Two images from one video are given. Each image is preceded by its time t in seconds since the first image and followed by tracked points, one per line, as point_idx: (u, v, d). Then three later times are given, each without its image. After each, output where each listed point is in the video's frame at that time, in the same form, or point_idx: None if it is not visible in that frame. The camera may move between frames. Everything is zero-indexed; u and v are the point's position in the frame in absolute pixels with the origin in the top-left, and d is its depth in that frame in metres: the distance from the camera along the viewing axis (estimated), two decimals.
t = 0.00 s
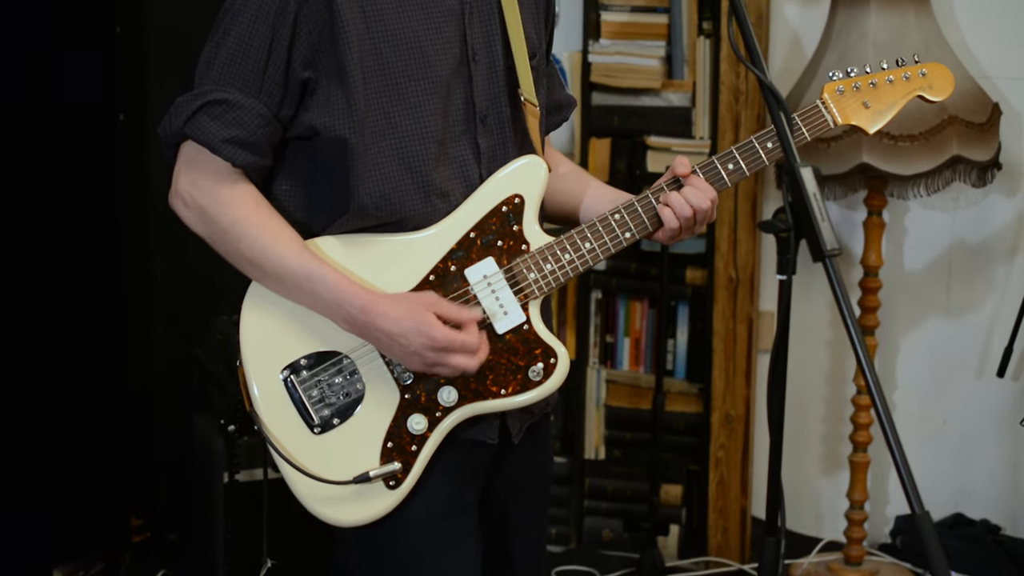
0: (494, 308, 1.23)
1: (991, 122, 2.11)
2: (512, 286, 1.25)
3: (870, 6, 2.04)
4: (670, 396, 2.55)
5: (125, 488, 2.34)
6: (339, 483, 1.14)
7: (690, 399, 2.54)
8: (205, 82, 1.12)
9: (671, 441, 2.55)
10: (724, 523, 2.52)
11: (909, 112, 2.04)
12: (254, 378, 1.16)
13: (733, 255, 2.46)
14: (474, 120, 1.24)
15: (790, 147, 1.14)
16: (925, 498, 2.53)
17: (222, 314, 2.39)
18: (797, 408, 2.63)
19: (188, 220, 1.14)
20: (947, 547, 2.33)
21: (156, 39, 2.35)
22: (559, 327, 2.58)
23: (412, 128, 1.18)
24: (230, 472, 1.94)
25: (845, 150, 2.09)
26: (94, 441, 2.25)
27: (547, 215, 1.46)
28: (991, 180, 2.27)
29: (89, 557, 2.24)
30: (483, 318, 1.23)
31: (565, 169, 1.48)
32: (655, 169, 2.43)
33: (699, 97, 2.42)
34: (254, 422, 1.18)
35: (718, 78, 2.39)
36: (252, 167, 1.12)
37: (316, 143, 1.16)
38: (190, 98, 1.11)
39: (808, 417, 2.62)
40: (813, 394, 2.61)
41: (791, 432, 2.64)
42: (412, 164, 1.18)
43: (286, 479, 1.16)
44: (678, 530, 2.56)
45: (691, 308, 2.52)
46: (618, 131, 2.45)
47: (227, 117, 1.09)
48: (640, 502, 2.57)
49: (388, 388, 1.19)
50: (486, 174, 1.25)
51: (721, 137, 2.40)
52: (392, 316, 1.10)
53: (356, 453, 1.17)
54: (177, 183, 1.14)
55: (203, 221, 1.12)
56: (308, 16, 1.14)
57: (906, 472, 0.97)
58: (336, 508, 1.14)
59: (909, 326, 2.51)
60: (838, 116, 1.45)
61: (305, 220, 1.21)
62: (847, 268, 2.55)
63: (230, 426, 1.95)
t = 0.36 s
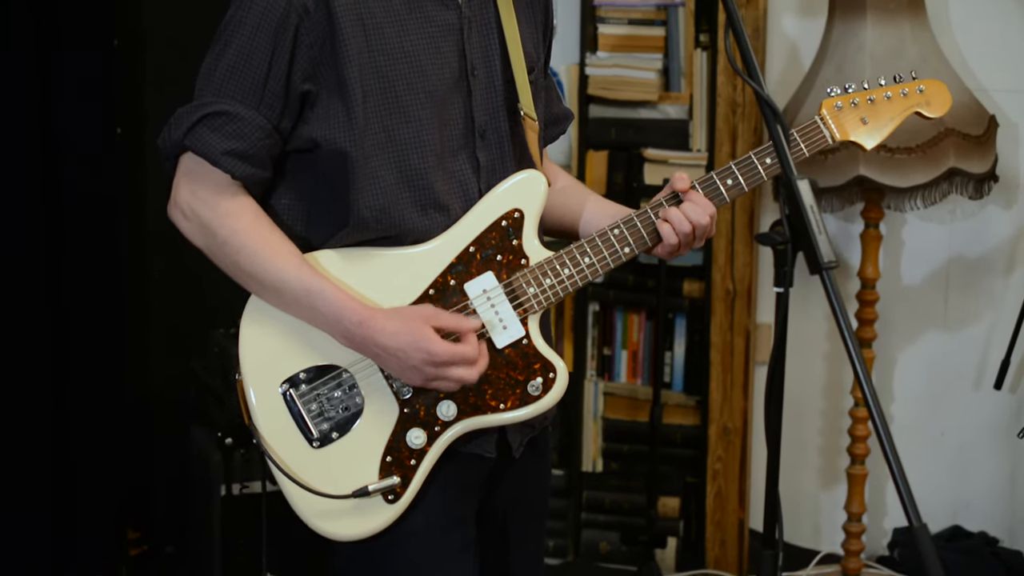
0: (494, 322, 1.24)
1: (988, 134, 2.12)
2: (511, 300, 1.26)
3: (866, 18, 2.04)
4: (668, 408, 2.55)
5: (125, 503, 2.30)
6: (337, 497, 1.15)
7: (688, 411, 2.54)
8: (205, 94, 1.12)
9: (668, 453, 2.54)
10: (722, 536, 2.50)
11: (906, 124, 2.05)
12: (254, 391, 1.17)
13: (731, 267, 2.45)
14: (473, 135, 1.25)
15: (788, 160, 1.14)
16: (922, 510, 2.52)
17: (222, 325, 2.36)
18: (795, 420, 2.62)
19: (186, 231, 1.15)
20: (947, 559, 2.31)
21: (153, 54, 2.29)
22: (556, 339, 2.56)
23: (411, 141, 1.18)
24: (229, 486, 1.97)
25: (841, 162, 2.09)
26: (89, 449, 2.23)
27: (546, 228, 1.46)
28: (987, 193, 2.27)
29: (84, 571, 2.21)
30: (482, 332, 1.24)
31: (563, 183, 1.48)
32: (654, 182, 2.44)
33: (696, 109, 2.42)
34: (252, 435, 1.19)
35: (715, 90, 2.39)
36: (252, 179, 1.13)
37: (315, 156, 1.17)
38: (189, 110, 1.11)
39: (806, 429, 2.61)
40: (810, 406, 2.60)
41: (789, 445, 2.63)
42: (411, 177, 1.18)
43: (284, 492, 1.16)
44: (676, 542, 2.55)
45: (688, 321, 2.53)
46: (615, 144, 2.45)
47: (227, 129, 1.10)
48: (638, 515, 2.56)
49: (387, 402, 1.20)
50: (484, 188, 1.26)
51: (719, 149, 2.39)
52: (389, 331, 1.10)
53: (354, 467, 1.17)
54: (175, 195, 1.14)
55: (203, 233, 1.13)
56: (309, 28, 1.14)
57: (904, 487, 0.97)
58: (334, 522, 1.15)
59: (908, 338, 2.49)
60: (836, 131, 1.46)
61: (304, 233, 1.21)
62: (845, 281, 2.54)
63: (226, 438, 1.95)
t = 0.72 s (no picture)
0: (495, 338, 1.25)
1: (985, 148, 2.12)
2: (512, 317, 1.26)
3: (864, 33, 2.05)
4: (665, 423, 2.53)
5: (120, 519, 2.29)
6: (338, 513, 1.17)
7: (685, 426, 2.53)
8: (204, 109, 1.14)
9: (664, 467, 2.53)
10: (720, 550, 2.53)
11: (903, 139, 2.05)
12: (255, 408, 1.18)
13: (729, 281, 2.46)
14: (473, 153, 1.26)
15: (784, 172, 1.14)
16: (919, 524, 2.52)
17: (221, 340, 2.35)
18: (793, 434, 2.61)
19: (185, 244, 1.16)
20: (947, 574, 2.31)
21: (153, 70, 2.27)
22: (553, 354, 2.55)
23: (410, 159, 1.20)
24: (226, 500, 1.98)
25: (839, 176, 2.09)
26: (89, 466, 2.20)
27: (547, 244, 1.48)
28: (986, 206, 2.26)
29: None
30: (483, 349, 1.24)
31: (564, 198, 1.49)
32: (650, 197, 2.43)
33: (693, 123, 2.42)
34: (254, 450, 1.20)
35: (713, 104, 2.39)
36: (250, 194, 1.14)
37: (315, 172, 1.18)
38: (188, 124, 1.12)
39: (804, 443, 2.61)
40: (808, 420, 2.60)
41: (787, 460, 2.62)
42: (410, 196, 1.20)
43: (284, 507, 1.18)
44: (674, 557, 2.55)
45: (686, 335, 2.51)
46: (613, 158, 2.45)
47: (225, 145, 1.11)
48: (637, 529, 2.55)
49: (388, 418, 1.21)
50: (484, 206, 1.27)
51: (716, 163, 2.41)
52: (387, 345, 1.12)
53: (355, 483, 1.18)
54: (174, 209, 1.16)
55: (201, 246, 1.14)
56: (311, 46, 1.14)
57: (903, 501, 0.99)
58: (334, 537, 1.16)
59: (908, 352, 2.49)
60: (835, 148, 1.47)
61: (305, 247, 1.23)
62: (843, 295, 2.54)
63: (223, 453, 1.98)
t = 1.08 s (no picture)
0: (499, 350, 1.26)
1: (983, 160, 2.13)
2: (515, 328, 1.27)
3: (862, 45, 2.06)
4: (664, 434, 2.53)
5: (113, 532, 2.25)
6: (342, 523, 1.17)
7: (684, 437, 2.52)
8: (213, 121, 1.14)
9: (662, 479, 2.52)
10: (719, 561, 2.51)
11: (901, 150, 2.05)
12: (259, 418, 1.18)
13: (727, 293, 2.45)
14: (476, 164, 1.27)
15: (781, 181, 1.15)
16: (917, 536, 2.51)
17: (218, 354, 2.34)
18: (790, 446, 2.61)
19: (193, 256, 1.16)
20: None
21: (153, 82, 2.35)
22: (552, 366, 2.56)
23: (416, 171, 1.21)
24: (225, 512, 2.04)
25: (838, 188, 2.09)
26: (89, 475, 2.16)
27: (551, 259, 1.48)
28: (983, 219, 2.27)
29: None
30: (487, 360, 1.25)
31: (568, 211, 1.50)
32: (649, 208, 2.44)
33: (692, 134, 2.42)
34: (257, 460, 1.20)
35: (711, 116, 2.40)
36: (257, 206, 1.14)
37: (320, 183, 1.18)
38: (197, 136, 1.13)
39: (802, 454, 2.61)
40: (806, 432, 2.59)
41: (785, 471, 2.62)
42: (415, 207, 1.21)
43: (288, 516, 1.17)
44: (672, 568, 2.55)
45: (684, 346, 2.51)
46: (611, 170, 2.46)
47: (233, 156, 1.12)
48: (636, 540, 2.54)
49: (393, 428, 1.21)
50: (487, 219, 1.28)
51: (715, 175, 2.40)
52: (396, 351, 1.12)
53: (359, 492, 1.19)
54: (183, 221, 1.16)
55: (210, 257, 1.14)
56: (318, 58, 1.15)
57: (900, 512, 0.99)
58: (338, 547, 1.16)
59: (907, 363, 2.50)
60: (840, 163, 1.48)
61: (310, 258, 1.22)
62: (841, 307, 2.54)
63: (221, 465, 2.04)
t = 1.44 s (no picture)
0: (502, 359, 1.29)
1: (981, 169, 2.14)
2: (518, 338, 1.30)
3: (859, 56, 2.07)
4: (663, 445, 2.52)
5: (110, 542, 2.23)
6: (344, 532, 1.19)
7: (683, 448, 2.52)
8: (218, 132, 1.18)
9: (660, 489, 2.52)
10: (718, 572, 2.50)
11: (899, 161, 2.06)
12: (263, 428, 1.20)
13: (726, 303, 2.44)
14: (482, 174, 1.30)
15: (779, 194, 1.15)
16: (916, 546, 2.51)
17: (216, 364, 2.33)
18: (789, 456, 2.60)
19: (199, 264, 1.20)
20: None
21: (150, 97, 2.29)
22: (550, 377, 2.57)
23: (419, 181, 1.24)
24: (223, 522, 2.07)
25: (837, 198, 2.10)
26: (88, 480, 2.16)
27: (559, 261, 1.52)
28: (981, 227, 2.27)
29: None
30: (491, 369, 1.28)
31: (574, 219, 1.53)
32: (648, 219, 2.44)
33: (691, 145, 2.43)
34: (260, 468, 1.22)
35: (709, 126, 2.39)
36: (263, 217, 1.18)
37: (325, 193, 1.22)
38: (203, 148, 1.17)
39: (801, 464, 2.60)
40: (805, 442, 2.59)
41: (785, 482, 2.61)
42: (418, 216, 1.24)
43: (291, 525, 1.20)
44: None
45: (682, 356, 2.51)
46: (610, 180, 2.46)
47: (238, 167, 1.16)
48: (635, 551, 2.53)
49: (395, 438, 1.24)
50: (492, 228, 1.31)
51: (713, 185, 2.40)
52: (401, 363, 1.15)
53: (362, 501, 1.21)
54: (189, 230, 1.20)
55: (215, 266, 1.18)
56: (322, 69, 1.19)
57: (898, 519, 1.00)
58: (340, 556, 1.19)
59: (906, 373, 2.49)
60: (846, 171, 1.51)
61: (315, 268, 1.27)
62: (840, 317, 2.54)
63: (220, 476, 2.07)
